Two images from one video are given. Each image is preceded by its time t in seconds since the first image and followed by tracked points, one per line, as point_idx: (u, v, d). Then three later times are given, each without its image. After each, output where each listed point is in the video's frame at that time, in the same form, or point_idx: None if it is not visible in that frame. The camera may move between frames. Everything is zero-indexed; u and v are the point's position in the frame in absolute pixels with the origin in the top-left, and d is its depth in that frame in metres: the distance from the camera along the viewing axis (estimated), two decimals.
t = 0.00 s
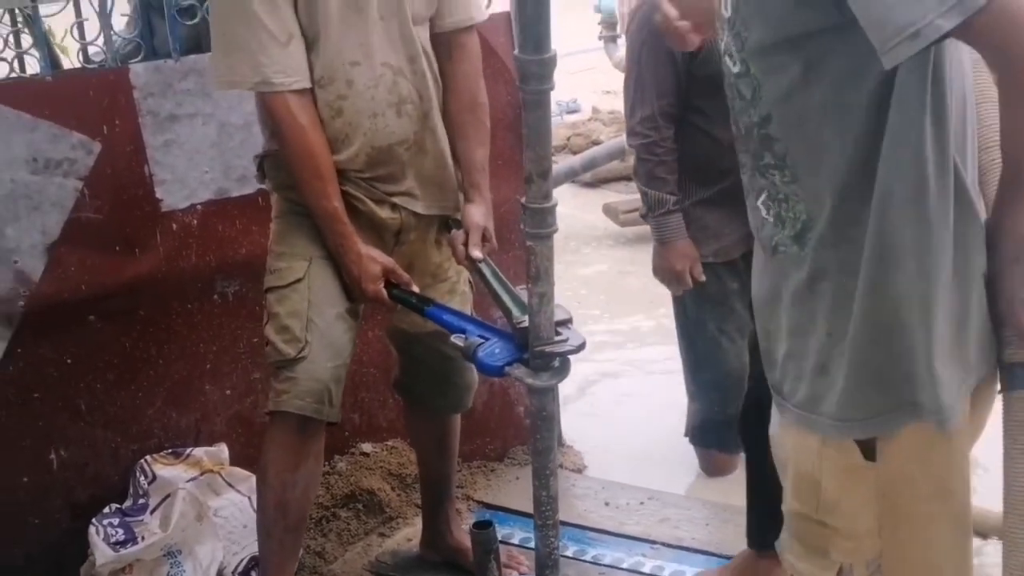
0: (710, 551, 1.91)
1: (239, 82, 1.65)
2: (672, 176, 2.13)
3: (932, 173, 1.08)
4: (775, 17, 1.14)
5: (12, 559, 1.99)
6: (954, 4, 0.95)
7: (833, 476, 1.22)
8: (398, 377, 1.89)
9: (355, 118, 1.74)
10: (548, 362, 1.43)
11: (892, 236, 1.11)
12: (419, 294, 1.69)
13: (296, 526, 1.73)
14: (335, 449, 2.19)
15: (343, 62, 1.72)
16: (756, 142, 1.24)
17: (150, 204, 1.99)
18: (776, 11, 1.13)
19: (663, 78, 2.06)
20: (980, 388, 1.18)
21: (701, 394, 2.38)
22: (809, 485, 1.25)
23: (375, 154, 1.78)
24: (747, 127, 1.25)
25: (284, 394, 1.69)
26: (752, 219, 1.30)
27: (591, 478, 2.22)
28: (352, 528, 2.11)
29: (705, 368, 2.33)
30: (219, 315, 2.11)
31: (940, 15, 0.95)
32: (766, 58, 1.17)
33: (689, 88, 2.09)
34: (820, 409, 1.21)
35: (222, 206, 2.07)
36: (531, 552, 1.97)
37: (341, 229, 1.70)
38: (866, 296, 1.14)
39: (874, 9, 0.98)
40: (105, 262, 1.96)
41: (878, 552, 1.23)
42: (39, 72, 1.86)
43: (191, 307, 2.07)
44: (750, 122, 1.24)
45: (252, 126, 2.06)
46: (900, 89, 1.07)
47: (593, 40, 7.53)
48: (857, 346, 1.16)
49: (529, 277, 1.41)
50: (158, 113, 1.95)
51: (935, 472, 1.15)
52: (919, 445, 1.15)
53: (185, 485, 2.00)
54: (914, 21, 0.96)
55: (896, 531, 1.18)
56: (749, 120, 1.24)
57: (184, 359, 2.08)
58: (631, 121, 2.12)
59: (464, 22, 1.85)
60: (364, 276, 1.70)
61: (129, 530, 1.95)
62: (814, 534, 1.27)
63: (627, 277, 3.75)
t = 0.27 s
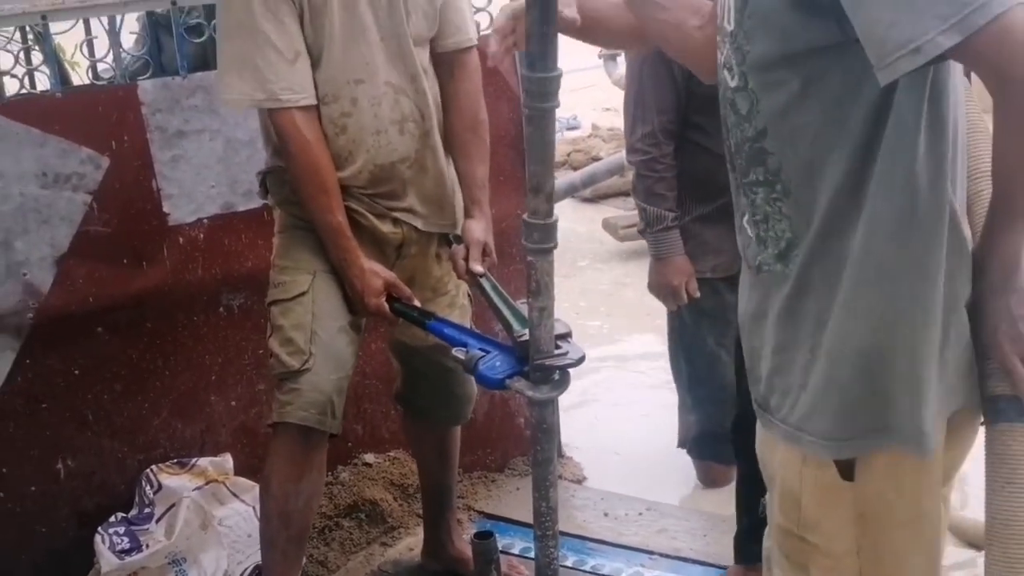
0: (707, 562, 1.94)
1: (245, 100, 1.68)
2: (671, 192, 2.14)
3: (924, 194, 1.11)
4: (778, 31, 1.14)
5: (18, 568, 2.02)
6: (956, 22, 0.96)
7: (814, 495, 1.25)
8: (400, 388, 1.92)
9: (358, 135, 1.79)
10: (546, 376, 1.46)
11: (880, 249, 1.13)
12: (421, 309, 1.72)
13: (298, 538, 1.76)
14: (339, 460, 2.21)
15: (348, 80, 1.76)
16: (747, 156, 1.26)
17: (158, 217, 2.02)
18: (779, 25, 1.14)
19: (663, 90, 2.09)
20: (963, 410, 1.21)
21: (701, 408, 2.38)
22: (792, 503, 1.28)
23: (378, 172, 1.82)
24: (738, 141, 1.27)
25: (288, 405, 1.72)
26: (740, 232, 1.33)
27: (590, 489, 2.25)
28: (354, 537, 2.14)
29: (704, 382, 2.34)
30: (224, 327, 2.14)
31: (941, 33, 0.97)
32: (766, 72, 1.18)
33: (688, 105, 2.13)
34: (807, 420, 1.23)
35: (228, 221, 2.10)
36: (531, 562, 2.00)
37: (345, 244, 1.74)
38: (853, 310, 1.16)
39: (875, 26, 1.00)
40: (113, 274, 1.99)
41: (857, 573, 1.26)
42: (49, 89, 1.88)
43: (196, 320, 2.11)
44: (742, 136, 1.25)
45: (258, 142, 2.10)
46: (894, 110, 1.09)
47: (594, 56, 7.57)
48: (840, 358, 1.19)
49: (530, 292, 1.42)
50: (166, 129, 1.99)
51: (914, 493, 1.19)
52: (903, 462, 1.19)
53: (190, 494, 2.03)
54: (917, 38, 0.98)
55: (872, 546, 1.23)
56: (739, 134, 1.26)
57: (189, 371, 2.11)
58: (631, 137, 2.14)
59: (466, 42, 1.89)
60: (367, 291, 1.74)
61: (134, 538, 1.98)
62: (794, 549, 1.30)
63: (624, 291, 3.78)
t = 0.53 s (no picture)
0: (706, 560, 1.99)
1: (255, 115, 1.76)
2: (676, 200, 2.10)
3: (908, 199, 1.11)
4: (776, 35, 1.13)
5: (40, 564, 2.09)
6: (954, 32, 0.96)
7: (814, 501, 1.24)
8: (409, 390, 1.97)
9: (365, 148, 1.85)
10: (551, 382, 1.51)
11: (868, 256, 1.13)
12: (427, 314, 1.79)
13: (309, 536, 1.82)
14: (349, 460, 2.28)
15: (353, 95, 1.83)
16: (734, 163, 1.24)
17: (174, 226, 2.08)
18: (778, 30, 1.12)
19: (665, 101, 1.98)
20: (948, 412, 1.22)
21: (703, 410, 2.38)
22: (787, 511, 1.26)
23: (385, 183, 1.89)
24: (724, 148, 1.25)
25: (299, 406, 1.77)
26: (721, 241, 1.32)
27: (595, 488, 2.31)
28: (365, 535, 2.20)
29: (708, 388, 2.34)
30: (239, 332, 2.20)
31: (939, 44, 0.97)
32: (761, 76, 1.16)
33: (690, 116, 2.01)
34: (790, 426, 1.22)
35: (243, 228, 2.16)
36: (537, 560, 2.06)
37: (355, 252, 1.80)
38: (833, 315, 1.16)
39: (875, 35, 0.99)
40: (130, 281, 2.06)
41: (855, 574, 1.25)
42: (70, 102, 1.96)
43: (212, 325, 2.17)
44: (729, 142, 1.24)
45: (271, 152, 2.16)
46: (884, 119, 1.08)
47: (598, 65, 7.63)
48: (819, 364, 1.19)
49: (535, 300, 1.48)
50: (182, 139, 2.06)
51: (912, 497, 1.20)
52: (900, 464, 1.19)
53: (205, 494, 2.08)
54: (916, 48, 0.97)
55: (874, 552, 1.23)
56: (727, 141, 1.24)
57: (205, 375, 2.17)
58: (635, 144, 2.08)
59: (471, 56, 1.95)
60: (377, 298, 1.81)
61: (152, 537, 2.04)
62: (789, 555, 1.28)
63: (629, 294, 3.83)
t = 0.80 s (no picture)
0: (681, 533, 2.19)
1: (266, 132, 1.93)
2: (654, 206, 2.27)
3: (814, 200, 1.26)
4: (713, 55, 1.28)
5: (71, 541, 2.28)
6: (838, 57, 1.11)
7: (739, 464, 1.43)
8: (411, 378, 2.15)
9: (367, 160, 2.04)
10: (534, 372, 1.70)
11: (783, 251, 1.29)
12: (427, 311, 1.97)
13: (321, 512, 2.02)
14: (355, 444, 2.46)
15: (356, 113, 2.01)
16: (692, 161, 1.42)
17: (193, 230, 2.27)
18: (716, 51, 1.28)
19: (644, 112, 2.21)
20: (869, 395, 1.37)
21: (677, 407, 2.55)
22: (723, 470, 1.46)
23: (388, 192, 2.07)
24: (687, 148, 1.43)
25: (314, 393, 1.98)
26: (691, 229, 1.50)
27: (579, 469, 2.51)
28: (370, 513, 2.38)
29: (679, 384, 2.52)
30: (253, 327, 2.38)
31: (822, 67, 1.12)
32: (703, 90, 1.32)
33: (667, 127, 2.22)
34: (727, 399, 1.39)
35: (257, 232, 2.35)
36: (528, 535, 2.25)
37: (362, 255, 1.98)
38: (750, 302, 1.33)
39: (771, 59, 1.15)
40: (154, 281, 2.25)
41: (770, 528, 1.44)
42: (97, 116, 2.16)
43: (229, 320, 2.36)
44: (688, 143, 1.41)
45: (282, 162, 2.35)
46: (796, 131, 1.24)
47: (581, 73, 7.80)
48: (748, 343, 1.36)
49: (519, 298, 1.68)
50: (201, 151, 2.25)
51: (825, 472, 1.36)
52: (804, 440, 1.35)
53: (224, 476, 2.27)
54: (803, 71, 1.13)
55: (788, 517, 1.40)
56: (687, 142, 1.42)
57: (222, 366, 2.36)
58: (616, 156, 2.26)
59: (464, 74, 2.13)
60: (382, 296, 1.99)
61: (174, 516, 2.22)
62: (722, 509, 1.49)
63: (612, 291, 4.03)
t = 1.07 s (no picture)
0: (675, 529, 2.23)
1: (266, 134, 1.97)
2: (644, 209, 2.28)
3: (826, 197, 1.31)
4: (711, 61, 1.33)
5: (74, 540, 2.31)
6: (860, 56, 1.15)
7: (755, 466, 1.45)
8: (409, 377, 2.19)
9: (365, 163, 2.07)
10: (529, 371, 1.74)
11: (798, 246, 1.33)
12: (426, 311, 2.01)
13: (321, 510, 2.08)
14: (354, 443, 2.50)
15: (355, 115, 2.04)
16: (679, 171, 1.46)
17: (194, 233, 2.31)
18: (710, 54, 1.32)
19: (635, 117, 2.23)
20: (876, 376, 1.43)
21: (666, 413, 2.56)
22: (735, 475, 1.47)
23: (386, 194, 2.11)
24: (672, 159, 1.47)
25: (316, 393, 2.04)
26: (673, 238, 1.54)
27: (573, 466, 2.56)
28: (368, 511, 2.43)
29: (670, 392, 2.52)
30: (254, 329, 2.42)
31: (845, 67, 1.15)
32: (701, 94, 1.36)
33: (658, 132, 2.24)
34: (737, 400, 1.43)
35: (256, 235, 2.39)
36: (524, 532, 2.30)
37: (362, 256, 2.02)
38: (761, 303, 1.37)
39: (790, 59, 1.19)
40: (155, 283, 2.29)
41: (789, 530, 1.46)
42: (98, 122, 2.20)
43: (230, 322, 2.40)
44: (676, 154, 1.46)
45: (281, 165, 2.40)
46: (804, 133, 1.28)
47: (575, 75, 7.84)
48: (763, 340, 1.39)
49: (513, 298, 1.70)
50: (201, 155, 2.29)
51: (849, 458, 1.39)
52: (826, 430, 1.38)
53: (225, 475, 2.31)
54: (827, 71, 1.16)
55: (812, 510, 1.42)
56: (674, 153, 1.46)
57: (224, 367, 2.40)
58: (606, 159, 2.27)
59: (462, 78, 2.17)
60: (381, 296, 2.04)
61: (176, 514, 2.26)
62: (738, 518, 1.49)
63: (604, 289, 4.08)
